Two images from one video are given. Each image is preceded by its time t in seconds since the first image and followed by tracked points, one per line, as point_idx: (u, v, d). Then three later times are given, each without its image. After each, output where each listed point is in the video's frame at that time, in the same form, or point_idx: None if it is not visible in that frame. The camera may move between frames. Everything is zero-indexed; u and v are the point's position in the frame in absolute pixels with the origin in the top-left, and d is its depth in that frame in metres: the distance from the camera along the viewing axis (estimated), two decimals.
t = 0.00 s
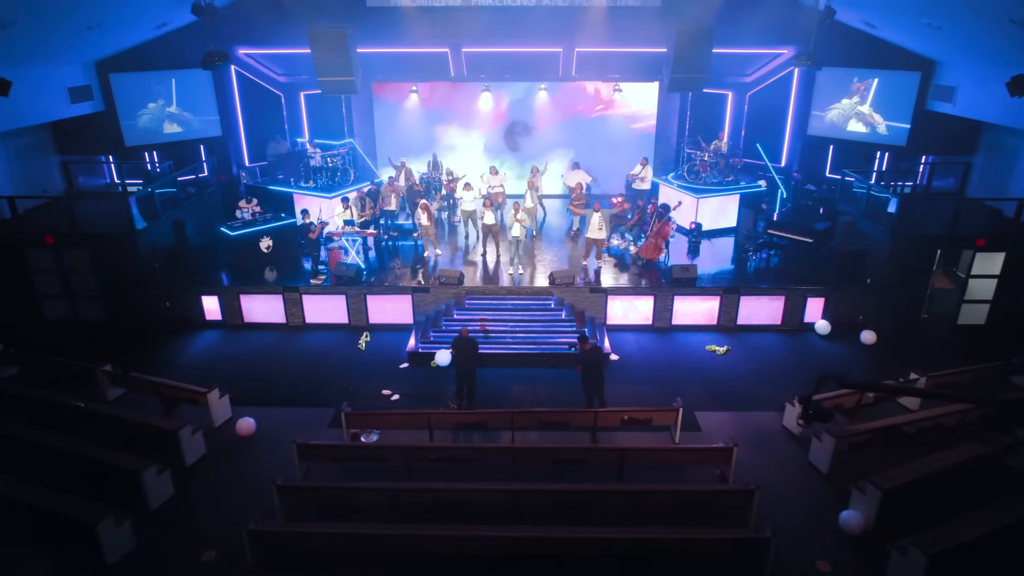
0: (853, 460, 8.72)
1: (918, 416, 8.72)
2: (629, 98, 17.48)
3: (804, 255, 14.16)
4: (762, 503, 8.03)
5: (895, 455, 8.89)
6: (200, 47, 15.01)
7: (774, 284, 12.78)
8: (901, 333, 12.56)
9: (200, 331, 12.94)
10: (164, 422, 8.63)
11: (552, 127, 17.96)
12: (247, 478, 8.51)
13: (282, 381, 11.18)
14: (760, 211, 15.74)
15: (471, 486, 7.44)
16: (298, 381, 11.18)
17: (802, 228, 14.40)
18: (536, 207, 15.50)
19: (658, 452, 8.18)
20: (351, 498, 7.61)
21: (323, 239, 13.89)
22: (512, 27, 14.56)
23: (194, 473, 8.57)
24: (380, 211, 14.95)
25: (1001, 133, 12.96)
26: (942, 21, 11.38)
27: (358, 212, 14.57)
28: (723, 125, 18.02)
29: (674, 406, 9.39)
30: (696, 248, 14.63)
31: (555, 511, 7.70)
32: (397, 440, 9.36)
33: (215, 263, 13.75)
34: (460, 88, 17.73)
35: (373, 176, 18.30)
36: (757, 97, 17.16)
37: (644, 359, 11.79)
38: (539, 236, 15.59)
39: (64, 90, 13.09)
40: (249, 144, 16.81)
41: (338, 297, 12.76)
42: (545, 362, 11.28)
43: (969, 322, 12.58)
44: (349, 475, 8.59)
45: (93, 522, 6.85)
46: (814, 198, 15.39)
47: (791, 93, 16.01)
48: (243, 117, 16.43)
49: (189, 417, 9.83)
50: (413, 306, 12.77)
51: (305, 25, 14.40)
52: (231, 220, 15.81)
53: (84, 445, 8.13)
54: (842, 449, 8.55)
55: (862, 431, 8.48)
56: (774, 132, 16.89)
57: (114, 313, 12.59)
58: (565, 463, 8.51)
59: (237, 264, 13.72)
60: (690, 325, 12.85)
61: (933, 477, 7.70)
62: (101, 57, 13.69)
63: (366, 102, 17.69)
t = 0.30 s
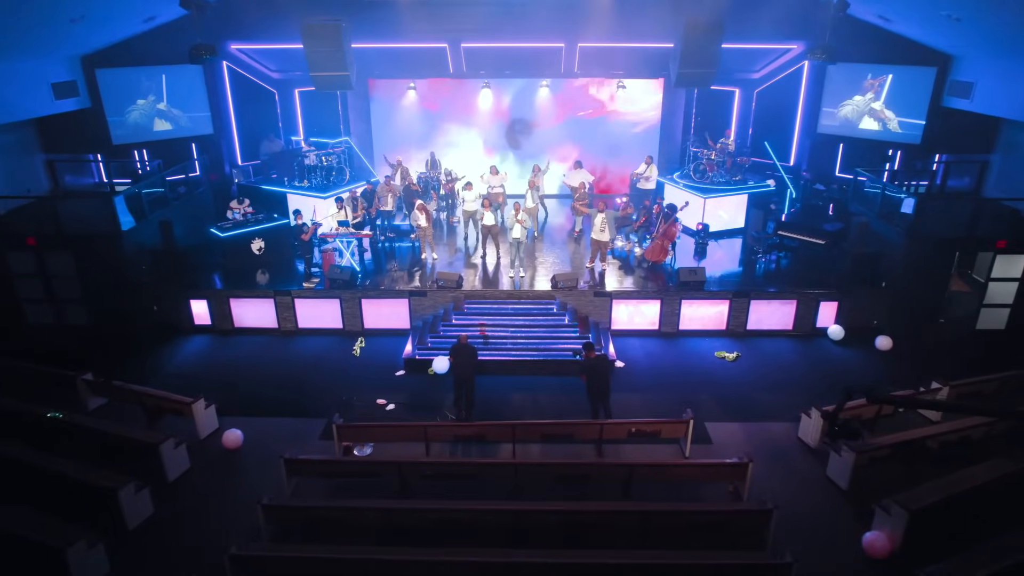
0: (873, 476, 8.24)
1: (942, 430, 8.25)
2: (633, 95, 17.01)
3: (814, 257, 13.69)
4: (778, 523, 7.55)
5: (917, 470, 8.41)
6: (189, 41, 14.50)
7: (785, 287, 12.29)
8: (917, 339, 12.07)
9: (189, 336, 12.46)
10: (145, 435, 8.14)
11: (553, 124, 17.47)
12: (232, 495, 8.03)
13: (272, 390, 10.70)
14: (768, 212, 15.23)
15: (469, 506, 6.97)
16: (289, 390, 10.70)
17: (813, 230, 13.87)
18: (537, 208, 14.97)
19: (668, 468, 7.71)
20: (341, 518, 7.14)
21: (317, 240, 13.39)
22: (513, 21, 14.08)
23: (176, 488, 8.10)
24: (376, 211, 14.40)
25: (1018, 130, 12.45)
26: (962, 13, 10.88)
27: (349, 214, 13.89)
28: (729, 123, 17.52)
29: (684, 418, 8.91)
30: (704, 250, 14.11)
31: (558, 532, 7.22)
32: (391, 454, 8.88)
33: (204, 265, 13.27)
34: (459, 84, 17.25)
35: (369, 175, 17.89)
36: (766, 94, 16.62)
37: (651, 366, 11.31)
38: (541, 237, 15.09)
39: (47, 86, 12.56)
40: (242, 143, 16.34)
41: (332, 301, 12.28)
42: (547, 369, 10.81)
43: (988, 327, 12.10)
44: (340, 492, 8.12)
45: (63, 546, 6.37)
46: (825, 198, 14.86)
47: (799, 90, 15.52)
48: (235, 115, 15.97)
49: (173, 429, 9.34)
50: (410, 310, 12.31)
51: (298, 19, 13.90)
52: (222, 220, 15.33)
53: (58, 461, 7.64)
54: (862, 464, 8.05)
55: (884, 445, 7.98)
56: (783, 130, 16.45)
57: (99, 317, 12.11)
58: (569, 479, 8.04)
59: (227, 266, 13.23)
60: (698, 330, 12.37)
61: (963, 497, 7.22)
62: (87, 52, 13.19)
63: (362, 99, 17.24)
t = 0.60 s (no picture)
0: (896, 492, 7.77)
1: (969, 444, 7.78)
2: (638, 91, 16.57)
3: (826, 259, 13.22)
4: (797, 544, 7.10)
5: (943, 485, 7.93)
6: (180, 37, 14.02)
7: (796, 291, 11.83)
8: (935, 345, 11.60)
9: (177, 341, 11.98)
10: (123, 449, 7.69)
11: (555, 122, 17.01)
12: (216, 513, 7.58)
13: (262, 399, 10.23)
14: (778, 212, 14.77)
15: (468, 529, 6.52)
16: (280, 399, 10.24)
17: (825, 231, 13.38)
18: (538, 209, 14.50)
19: (679, 485, 7.26)
20: (332, 540, 6.70)
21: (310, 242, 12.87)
22: (514, 15, 13.60)
23: (157, 506, 7.64)
24: (372, 211, 13.96)
25: None
26: (985, 7, 10.38)
27: (342, 215, 13.29)
28: (736, 120, 16.97)
29: (695, 430, 8.44)
30: (712, 251, 13.60)
31: (563, 555, 6.78)
32: (386, 468, 8.41)
33: (194, 267, 12.80)
34: (458, 80, 16.79)
35: (366, 173, 17.25)
36: (775, 91, 16.14)
37: (658, 374, 10.85)
38: (542, 238, 14.62)
39: (31, 81, 12.08)
40: (235, 141, 15.84)
41: (326, 305, 11.81)
42: (549, 378, 10.36)
43: (1012, 332, 11.58)
44: (332, 510, 7.66)
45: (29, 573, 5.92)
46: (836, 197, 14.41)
47: (810, 86, 15.05)
48: (228, 113, 15.45)
49: (156, 441, 8.87)
50: (407, 315, 11.85)
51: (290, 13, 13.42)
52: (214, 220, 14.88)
53: (30, 478, 7.19)
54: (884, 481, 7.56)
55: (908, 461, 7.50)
56: (792, 127, 15.96)
57: (84, 321, 11.69)
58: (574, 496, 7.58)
59: (217, 268, 12.76)
60: (706, 335, 11.90)
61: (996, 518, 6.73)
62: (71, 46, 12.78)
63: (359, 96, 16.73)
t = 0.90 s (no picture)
0: (920, 508, 7.33)
1: (998, 458, 7.34)
2: (643, 87, 16.08)
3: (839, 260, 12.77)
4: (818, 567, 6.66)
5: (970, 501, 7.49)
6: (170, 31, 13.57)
7: (809, 294, 11.36)
8: (953, 351, 11.16)
9: (165, 347, 11.53)
10: (100, 465, 7.22)
11: (557, 118, 16.55)
12: (199, 533, 7.12)
13: (251, 408, 9.77)
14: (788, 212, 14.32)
15: (467, 552, 6.07)
16: (270, 408, 9.78)
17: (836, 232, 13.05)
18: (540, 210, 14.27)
19: (692, 503, 6.82)
20: (321, 564, 6.26)
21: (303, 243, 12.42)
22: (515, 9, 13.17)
23: (136, 525, 7.19)
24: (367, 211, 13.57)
25: None
26: None
27: (336, 215, 12.84)
28: (744, 117, 16.47)
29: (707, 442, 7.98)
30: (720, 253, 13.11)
31: None
32: (379, 483, 7.95)
33: (183, 269, 12.33)
34: (458, 77, 16.31)
35: (362, 172, 16.86)
36: (783, 87, 15.61)
37: (665, 382, 10.41)
38: (543, 239, 14.20)
39: (13, 76, 11.58)
40: (227, 139, 15.30)
41: (319, 308, 11.37)
42: (552, 386, 9.93)
43: None
44: (322, 529, 7.21)
45: None
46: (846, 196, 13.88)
47: (820, 83, 14.58)
48: (221, 112, 15.00)
49: (138, 455, 8.40)
50: (403, 319, 11.39)
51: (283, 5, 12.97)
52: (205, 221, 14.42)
53: None
54: (909, 498, 7.13)
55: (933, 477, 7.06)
56: (802, 125, 15.42)
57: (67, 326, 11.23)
58: (579, 515, 7.13)
59: (207, 271, 12.30)
60: (715, 340, 11.44)
61: None
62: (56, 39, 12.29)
63: (355, 93, 16.28)
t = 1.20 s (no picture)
0: (952, 530, 6.82)
1: None
2: (648, 83, 15.57)
3: (853, 263, 12.26)
4: None
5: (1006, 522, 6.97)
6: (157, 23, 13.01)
7: (824, 298, 10.85)
8: (975, 357, 10.64)
9: (150, 353, 11.01)
10: (71, 485, 6.70)
11: (559, 114, 16.04)
12: (177, 558, 6.61)
13: (238, 419, 9.26)
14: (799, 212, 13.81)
15: None
16: (258, 419, 9.27)
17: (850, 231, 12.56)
18: (542, 209, 13.80)
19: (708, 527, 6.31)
20: None
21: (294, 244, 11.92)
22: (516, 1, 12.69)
23: (109, 550, 6.68)
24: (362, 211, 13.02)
25: None
26: None
27: (328, 215, 12.39)
28: (753, 113, 16.02)
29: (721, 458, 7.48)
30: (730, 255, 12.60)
31: None
32: (372, 502, 7.45)
33: (170, 272, 11.82)
34: (457, 72, 15.79)
35: (358, 171, 16.36)
36: (794, 82, 15.13)
37: (674, 391, 9.91)
38: (546, 240, 13.74)
39: None
40: (217, 137, 14.80)
41: (311, 313, 10.85)
42: (555, 395, 9.46)
43: None
44: (310, 554, 6.70)
45: None
46: (859, 195, 13.38)
47: (832, 79, 14.10)
48: (211, 107, 14.48)
49: (115, 470, 7.89)
50: (399, 324, 10.88)
51: None
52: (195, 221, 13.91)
53: None
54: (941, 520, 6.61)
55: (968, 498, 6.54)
56: (813, 122, 14.92)
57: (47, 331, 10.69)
58: (587, 539, 6.62)
59: (194, 273, 11.77)
60: (726, 346, 10.94)
61: None
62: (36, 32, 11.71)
63: (351, 88, 15.79)
